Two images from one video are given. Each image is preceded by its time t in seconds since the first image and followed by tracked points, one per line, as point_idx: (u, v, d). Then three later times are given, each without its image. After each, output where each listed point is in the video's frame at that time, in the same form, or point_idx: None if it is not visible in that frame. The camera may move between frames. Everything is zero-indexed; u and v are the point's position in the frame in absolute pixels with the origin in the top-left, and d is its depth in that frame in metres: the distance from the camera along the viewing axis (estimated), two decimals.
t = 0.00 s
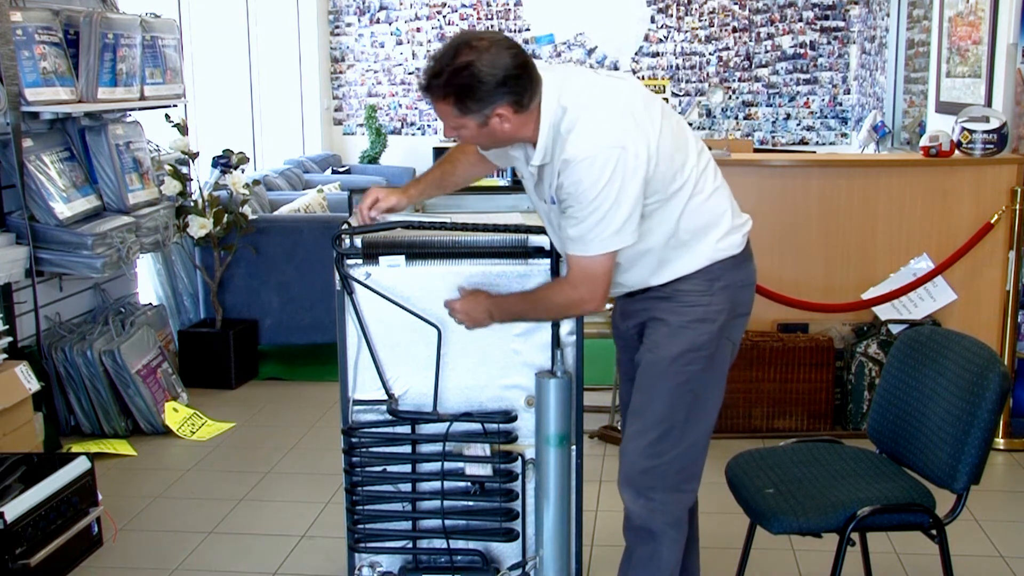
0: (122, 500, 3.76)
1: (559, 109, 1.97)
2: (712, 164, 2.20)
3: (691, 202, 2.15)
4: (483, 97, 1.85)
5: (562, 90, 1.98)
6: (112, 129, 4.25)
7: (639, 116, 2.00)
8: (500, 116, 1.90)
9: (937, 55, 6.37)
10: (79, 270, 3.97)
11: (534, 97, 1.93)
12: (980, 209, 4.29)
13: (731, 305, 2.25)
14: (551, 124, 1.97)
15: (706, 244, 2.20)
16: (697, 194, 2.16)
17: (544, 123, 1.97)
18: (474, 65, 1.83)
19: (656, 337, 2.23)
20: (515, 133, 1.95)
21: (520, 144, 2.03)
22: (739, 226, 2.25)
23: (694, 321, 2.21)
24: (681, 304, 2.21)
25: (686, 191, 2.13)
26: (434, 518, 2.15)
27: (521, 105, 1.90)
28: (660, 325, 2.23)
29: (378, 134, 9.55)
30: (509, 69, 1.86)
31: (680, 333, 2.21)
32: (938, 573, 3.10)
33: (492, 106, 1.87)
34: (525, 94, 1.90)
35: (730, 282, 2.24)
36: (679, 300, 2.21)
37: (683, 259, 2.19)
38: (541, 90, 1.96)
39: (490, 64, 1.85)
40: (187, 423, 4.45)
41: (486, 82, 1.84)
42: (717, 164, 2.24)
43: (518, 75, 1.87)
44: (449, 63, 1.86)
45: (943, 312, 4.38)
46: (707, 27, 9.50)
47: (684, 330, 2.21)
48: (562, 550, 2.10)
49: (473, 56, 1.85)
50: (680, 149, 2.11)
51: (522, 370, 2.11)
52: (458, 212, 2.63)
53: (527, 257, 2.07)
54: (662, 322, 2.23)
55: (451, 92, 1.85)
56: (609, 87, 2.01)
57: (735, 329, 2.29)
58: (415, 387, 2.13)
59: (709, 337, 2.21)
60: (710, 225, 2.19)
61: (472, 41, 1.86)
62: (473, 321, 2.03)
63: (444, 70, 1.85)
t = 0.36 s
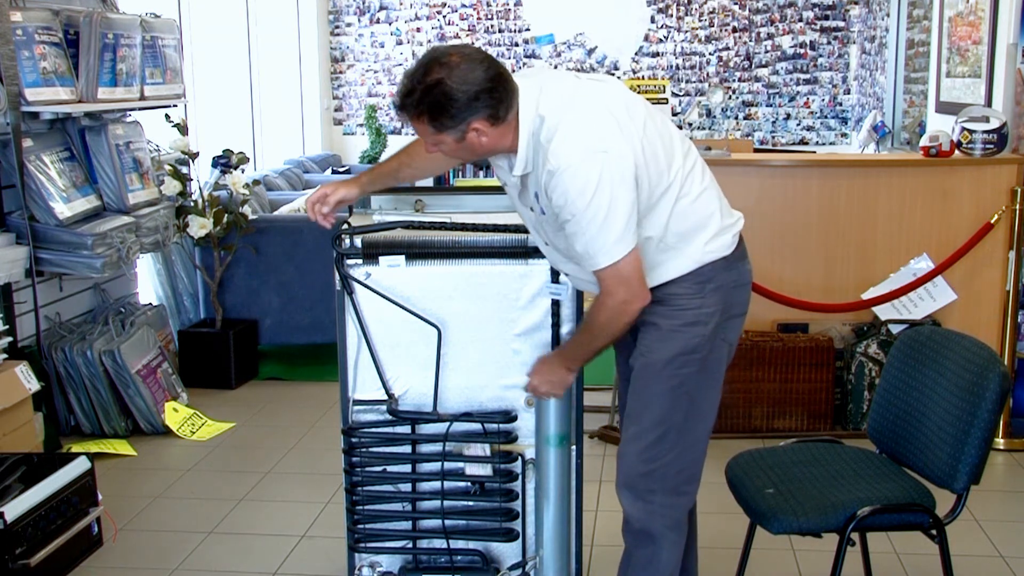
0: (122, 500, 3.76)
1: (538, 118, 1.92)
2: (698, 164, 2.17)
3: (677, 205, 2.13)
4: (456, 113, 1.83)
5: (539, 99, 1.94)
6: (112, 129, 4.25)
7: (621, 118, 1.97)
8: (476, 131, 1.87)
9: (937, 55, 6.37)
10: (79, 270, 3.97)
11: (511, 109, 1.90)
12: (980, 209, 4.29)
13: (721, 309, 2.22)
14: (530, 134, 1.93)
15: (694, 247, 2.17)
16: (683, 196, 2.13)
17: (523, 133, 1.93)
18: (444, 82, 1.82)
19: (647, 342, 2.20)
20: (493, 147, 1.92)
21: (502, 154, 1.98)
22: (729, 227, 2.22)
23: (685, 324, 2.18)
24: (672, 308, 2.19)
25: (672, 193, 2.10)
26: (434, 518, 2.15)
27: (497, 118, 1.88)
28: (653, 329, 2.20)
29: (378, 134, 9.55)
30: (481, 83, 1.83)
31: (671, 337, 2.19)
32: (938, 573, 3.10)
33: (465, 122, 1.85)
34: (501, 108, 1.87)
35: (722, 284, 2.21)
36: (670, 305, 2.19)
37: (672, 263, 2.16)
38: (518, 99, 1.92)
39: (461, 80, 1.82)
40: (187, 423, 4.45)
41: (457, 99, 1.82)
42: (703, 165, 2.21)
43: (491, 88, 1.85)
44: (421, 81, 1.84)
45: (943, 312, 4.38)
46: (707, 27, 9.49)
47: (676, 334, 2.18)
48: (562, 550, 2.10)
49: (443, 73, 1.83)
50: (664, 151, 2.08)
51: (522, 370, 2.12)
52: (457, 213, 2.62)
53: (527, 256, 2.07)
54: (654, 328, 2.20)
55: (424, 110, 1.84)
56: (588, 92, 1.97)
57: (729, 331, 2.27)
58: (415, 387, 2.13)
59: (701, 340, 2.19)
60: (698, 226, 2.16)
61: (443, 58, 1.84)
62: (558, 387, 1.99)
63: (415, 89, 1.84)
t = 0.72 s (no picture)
0: (122, 500, 3.76)
1: (533, 126, 1.92)
2: (696, 166, 2.17)
3: (675, 208, 2.12)
4: (451, 126, 1.83)
5: (535, 106, 1.94)
6: (112, 129, 4.25)
7: (618, 124, 1.97)
8: (473, 142, 1.87)
9: (937, 55, 6.37)
10: (79, 270, 3.97)
11: (507, 119, 1.89)
12: (980, 209, 4.29)
13: (723, 308, 2.22)
14: (526, 142, 1.92)
15: (694, 248, 2.16)
16: (681, 198, 2.12)
17: (519, 141, 1.92)
18: (438, 96, 1.81)
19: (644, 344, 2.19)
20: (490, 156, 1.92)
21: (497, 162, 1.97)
22: (728, 228, 2.22)
23: (686, 326, 2.17)
24: (672, 310, 2.18)
25: (672, 196, 2.10)
26: (434, 518, 2.16)
27: (493, 129, 1.87)
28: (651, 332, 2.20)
29: (378, 134, 9.55)
30: (475, 96, 1.83)
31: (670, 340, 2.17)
32: (937, 573, 3.10)
33: (461, 134, 1.84)
34: (497, 119, 1.86)
35: (722, 285, 2.21)
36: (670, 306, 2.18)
37: (671, 266, 2.16)
38: (513, 107, 1.92)
39: (455, 93, 1.82)
40: (187, 423, 4.45)
41: (452, 112, 1.82)
42: (701, 167, 2.20)
43: (486, 100, 1.84)
44: (416, 95, 1.84)
45: (943, 312, 4.38)
46: (707, 27, 9.49)
47: (676, 336, 2.17)
48: (562, 550, 2.10)
49: (437, 86, 1.82)
50: (662, 154, 2.07)
51: (522, 370, 2.12)
52: (457, 213, 2.62)
53: (526, 256, 2.07)
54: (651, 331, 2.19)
55: (419, 124, 1.84)
56: (584, 98, 1.97)
57: (728, 331, 2.27)
58: (415, 387, 2.14)
59: (700, 342, 2.18)
60: (698, 229, 2.15)
61: (436, 71, 1.83)
62: (615, 405, 2.19)
63: (411, 103, 1.84)
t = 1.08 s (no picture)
0: (122, 500, 3.76)
1: (534, 134, 1.92)
2: (696, 168, 2.16)
3: (677, 211, 2.12)
4: (450, 140, 1.82)
5: (534, 114, 1.94)
6: (112, 129, 4.25)
7: (618, 129, 1.97)
8: (472, 154, 1.86)
9: (937, 55, 6.37)
10: (79, 270, 3.97)
11: (505, 129, 1.88)
12: (980, 209, 4.29)
13: (726, 309, 2.22)
14: (527, 149, 1.92)
15: (696, 251, 2.16)
16: (684, 201, 2.12)
17: (519, 149, 1.92)
18: (436, 111, 1.81)
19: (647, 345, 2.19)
20: (490, 167, 1.91)
21: (498, 171, 1.97)
22: (730, 230, 2.21)
23: (688, 327, 2.18)
24: (675, 312, 2.18)
25: (674, 199, 2.10)
26: (434, 518, 2.16)
27: (493, 140, 1.86)
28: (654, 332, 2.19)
29: (378, 134, 9.55)
30: (473, 108, 1.82)
31: (673, 340, 2.18)
32: (937, 573, 3.10)
33: (461, 148, 1.84)
34: (496, 131, 1.86)
35: (724, 286, 2.21)
36: (675, 308, 2.18)
37: (672, 269, 2.16)
38: (513, 116, 1.92)
39: (453, 107, 1.81)
40: (187, 423, 4.45)
41: (451, 126, 1.81)
42: (702, 168, 2.20)
43: (484, 112, 1.83)
44: (413, 109, 1.83)
45: (943, 312, 4.38)
46: (707, 27, 9.50)
47: (680, 337, 2.18)
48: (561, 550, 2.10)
49: (435, 100, 1.81)
50: (663, 157, 2.07)
51: (522, 370, 2.12)
52: (458, 214, 2.62)
53: (526, 256, 2.08)
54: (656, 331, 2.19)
55: (418, 138, 1.84)
56: (583, 105, 1.97)
57: (729, 332, 2.27)
58: (415, 387, 2.14)
59: (702, 343, 2.18)
60: (700, 232, 2.15)
61: (432, 84, 1.83)
62: (623, 409, 2.21)
63: (409, 117, 1.83)
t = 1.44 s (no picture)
0: (122, 500, 3.76)
1: (538, 134, 1.92)
2: (699, 168, 2.16)
3: (679, 211, 2.12)
4: (453, 139, 1.82)
5: (538, 114, 1.94)
6: (112, 129, 4.25)
7: (622, 128, 1.97)
8: (475, 154, 1.86)
9: (937, 56, 6.37)
10: (79, 270, 3.97)
11: (508, 128, 1.88)
12: (980, 209, 4.29)
13: (728, 310, 2.23)
14: (530, 149, 1.93)
15: (699, 251, 2.16)
16: (687, 201, 2.12)
17: (522, 150, 1.93)
18: (439, 110, 1.80)
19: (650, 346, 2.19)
20: (494, 165, 1.90)
21: (500, 171, 1.97)
22: (732, 230, 2.21)
23: (690, 328, 2.18)
24: (677, 313, 2.18)
25: (677, 199, 2.10)
26: (434, 518, 2.16)
27: (496, 139, 1.86)
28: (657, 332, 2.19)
29: (378, 133, 9.55)
30: (476, 107, 1.82)
31: (676, 340, 2.18)
32: (938, 573, 3.10)
33: (463, 147, 1.84)
34: (499, 130, 1.86)
35: (726, 287, 2.21)
36: (678, 308, 2.18)
37: (674, 269, 2.16)
38: (516, 115, 1.92)
39: (455, 106, 1.81)
40: (187, 423, 4.45)
41: (454, 125, 1.81)
42: (704, 169, 2.20)
43: (488, 111, 1.83)
44: (416, 108, 1.83)
45: (943, 312, 4.38)
46: (707, 27, 9.50)
47: (682, 338, 2.18)
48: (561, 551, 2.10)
49: (438, 99, 1.81)
50: (666, 157, 2.07)
51: (522, 370, 2.12)
52: (458, 214, 2.62)
53: (527, 256, 2.08)
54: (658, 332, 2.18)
55: (421, 137, 1.84)
56: (587, 104, 1.96)
57: (731, 332, 2.27)
58: (415, 387, 2.14)
59: (705, 344, 2.19)
60: (702, 232, 2.15)
61: (435, 83, 1.83)
62: (624, 411, 2.20)
63: (411, 116, 1.83)
